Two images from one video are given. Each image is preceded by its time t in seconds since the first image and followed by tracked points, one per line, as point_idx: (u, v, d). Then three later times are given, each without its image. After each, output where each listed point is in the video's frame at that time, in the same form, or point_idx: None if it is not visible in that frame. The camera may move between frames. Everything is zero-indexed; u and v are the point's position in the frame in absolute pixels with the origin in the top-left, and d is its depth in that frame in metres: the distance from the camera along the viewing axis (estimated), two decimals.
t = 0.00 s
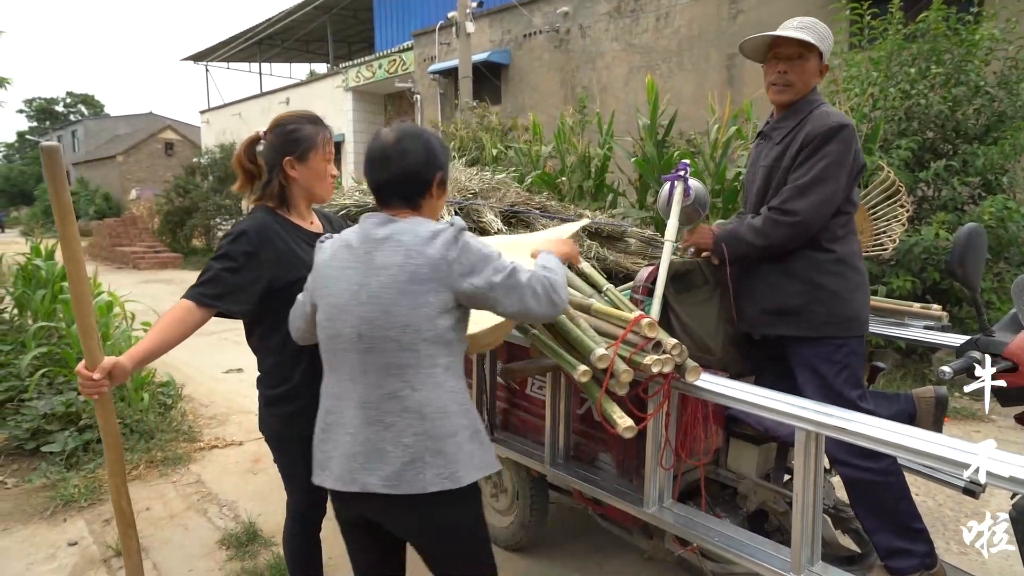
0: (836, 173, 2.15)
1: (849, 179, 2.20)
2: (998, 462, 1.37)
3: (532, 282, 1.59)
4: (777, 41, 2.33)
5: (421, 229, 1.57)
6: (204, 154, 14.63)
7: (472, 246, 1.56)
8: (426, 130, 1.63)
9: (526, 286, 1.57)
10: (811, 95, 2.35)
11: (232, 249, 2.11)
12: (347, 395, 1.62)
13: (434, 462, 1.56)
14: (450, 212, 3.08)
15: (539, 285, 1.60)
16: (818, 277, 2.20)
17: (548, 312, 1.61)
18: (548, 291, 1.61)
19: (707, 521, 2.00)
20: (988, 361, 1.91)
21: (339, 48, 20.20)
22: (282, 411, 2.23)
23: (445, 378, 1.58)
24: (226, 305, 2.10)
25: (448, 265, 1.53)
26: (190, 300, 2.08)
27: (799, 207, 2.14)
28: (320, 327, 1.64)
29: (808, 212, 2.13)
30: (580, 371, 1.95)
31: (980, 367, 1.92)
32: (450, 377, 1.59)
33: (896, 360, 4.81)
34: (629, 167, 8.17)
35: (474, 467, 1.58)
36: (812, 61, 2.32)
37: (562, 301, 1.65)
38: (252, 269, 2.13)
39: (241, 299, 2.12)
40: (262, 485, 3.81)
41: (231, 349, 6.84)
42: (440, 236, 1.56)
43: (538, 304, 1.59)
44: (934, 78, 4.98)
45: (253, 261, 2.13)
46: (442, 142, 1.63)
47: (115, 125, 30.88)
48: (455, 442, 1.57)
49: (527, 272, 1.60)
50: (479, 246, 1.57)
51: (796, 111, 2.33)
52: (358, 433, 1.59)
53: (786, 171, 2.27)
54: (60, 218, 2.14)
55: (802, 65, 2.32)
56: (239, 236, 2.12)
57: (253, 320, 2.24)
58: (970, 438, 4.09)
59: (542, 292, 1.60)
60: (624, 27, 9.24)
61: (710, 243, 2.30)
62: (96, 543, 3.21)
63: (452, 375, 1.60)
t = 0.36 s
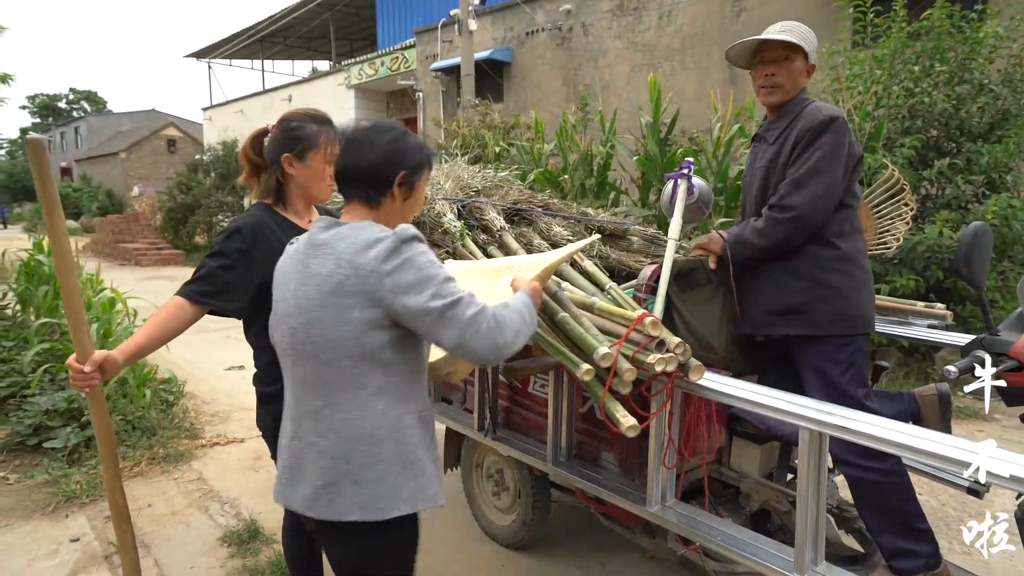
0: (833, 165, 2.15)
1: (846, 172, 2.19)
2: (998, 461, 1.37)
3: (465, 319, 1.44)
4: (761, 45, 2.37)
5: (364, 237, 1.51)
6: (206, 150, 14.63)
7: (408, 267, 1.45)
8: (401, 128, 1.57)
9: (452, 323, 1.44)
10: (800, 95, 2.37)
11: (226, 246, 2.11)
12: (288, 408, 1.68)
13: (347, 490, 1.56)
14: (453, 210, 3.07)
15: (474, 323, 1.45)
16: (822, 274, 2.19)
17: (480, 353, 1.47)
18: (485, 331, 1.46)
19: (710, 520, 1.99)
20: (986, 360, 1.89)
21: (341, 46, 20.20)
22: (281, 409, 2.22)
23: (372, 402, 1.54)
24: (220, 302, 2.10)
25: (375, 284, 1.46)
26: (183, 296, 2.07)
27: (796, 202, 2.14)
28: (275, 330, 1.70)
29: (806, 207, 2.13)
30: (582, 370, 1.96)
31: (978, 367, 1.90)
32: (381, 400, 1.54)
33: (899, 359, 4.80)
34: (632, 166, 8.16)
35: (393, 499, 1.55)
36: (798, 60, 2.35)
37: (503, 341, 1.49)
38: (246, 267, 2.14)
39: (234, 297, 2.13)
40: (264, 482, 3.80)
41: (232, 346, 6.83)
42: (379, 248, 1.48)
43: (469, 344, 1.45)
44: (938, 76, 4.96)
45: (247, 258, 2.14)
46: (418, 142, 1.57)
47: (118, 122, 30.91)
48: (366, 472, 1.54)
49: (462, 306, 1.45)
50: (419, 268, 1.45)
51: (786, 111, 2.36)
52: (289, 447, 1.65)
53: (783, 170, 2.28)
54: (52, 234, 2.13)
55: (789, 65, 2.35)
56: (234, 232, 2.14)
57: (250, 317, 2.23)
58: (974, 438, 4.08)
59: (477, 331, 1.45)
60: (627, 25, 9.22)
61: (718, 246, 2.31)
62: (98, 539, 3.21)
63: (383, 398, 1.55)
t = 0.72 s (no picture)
0: (830, 155, 2.16)
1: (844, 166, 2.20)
2: (995, 461, 1.36)
3: (348, 395, 1.16)
4: (756, 52, 2.47)
5: (283, 262, 1.28)
6: (208, 151, 14.64)
7: (304, 313, 1.20)
8: (376, 140, 1.35)
9: (334, 393, 1.17)
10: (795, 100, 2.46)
11: (227, 246, 2.23)
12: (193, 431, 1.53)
13: (217, 548, 1.39)
14: (456, 210, 3.07)
15: (358, 402, 1.16)
16: (827, 271, 2.20)
17: (361, 439, 1.17)
18: (370, 415, 1.15)
19: (713, 522, 1.98)
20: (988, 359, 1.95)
21: (344, 46, 20.21)
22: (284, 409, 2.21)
23: (262, 454, 1.34)
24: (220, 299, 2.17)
25: (271, 322, 1.23)
26: (184, 292, 2.11)
27: (794, 195, 2.15)
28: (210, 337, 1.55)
29: (804, 200, 2.14)
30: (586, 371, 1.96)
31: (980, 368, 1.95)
32: (274, 452, 1.35)
33: (903, 361, 4.79)
34: (635, 167, 8.15)
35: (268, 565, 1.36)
36: (790, 66, 2.45)
37: (398, 434, 1.17)
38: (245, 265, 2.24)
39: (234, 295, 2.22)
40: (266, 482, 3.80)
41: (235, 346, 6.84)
42: (289, 280, 1.24)
43: (348, 423, 1.17)
44: (943, 77, 4.95)
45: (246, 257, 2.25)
46: (394, 157, 1.34)
47: (121, 123, 30.97)
48: (241, 533, 1.36)
49: (351, 380, 1.16)
50: (319, 316, 1.19)
51: (782, 114, 2.43)
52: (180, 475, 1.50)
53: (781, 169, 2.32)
54: (47, 238, 1.91)
55: (781, 71, 2.45)
56: (234, 233, 2.27)
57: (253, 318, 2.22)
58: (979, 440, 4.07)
59: (359, 412, 1.16)
60: (630, 25, 9.21)
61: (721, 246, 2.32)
62: (101, 539, 3.21)
63: (280, 449, 1.34)
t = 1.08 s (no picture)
0: (847, 150, 2.18)
1: (861, 160, 2.21)
2: (1000, 458, 1.35)
3: (263, 425, 1.15)
4: (765, 55, 2.48)
5: (239, 260, 1.27)
6: (220, 149, 14.70)
7: (240, 322, 1.19)
8: (357, 133, 1.29)
9: (253, 418, 1.17)
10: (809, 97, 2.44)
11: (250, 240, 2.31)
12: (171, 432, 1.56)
13: (176, 550, 1.40)
14: (468, 208, 3.07)
15: (271, 436, 1.15)
16: (849, 266, 2.20)
17: (266, 475, 1.16)
18: (279, 456, 1.14)
19: (727, 522, 1.96)
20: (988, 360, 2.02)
21: (354, 45, 20.26)
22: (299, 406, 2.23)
23: (215, 460, 1.34)
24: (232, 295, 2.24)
25: (212, 323, 1.23)
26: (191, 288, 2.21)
27: (812, 189, 2.16)
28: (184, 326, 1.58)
29: (823, 193, 2.15)
30: (600, 369, 1.97)
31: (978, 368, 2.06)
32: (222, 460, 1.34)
33: (918, 361, 4.75)
34: (646, 166, 8.12)
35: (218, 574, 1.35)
36: (802, 65, 2.43)
37: (306, 485, 1.16)
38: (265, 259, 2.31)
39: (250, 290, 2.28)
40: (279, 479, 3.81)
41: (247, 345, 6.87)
42: (237, 282, 1.23)
43: (260, 454, 1.16)
44: (960, 73, 4.90)
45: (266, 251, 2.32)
46: (375, 153, 1.29)
47: (134, 122, 31.21)
48: (196, 540, 1.36)
49: (270, 410, 1.15)
50: (254, 330, 1.18)
51: (797, 113, 2.42)
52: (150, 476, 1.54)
53: (797, 165, 2.32)
54: (66, 241, 1.91)
55: (792, 71, 2.44)
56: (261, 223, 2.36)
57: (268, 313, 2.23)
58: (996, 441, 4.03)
59: (271, 446, 1.15)
60: (641, 23, 9.17)
61: (735, 244, 2.31)
62: (117, 533, 3.23)
63: (230, 455, 1.34)
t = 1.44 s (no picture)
0: (869, 148, 2.16)
1: (883, 156, 2.19)
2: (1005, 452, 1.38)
3: (255, 425, 1.18)
4: (784, 52, 2.46)
5: (230, 254, 1.28)
6: (235, 146, 14.79)
7: (230, 318, 1.20)
8: (380, 150, 1.31)
9: (244, 417, 1.19)
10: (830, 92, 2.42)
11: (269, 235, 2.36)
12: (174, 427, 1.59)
13: (176, 541, 1.43)
14: (482, 204, 3.07)
15: (263, 436, 1.18)
16: (868, 262, 2.20)
17: (258, 474, 1.20)
18: (271, 456, 1.17)
19: (741, 519, 1.95)
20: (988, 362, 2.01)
21: (367, 42, 20.32)
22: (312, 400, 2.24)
23: (208, 453, 1.36)
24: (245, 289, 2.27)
25: (202, 317, 1.25)
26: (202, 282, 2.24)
27: (834, 184, 2.15)
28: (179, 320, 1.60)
29: (844, 188, 2.13)
30: (615, 365, 1.97)
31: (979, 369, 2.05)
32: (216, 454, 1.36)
33: (935, 358, 4.70)
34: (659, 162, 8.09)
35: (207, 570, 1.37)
36: (822, 61, 2.41)
37: (299, 488, 1.19)
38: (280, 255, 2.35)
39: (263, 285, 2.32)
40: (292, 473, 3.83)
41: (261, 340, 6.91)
42: (226, 277, 1.24)
43: (253, 453, 1.19)
44: (980, 67, 4.84)
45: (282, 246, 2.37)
46: (394, 173, 1.31)
47: (150, 119, 31.47)
48: (191, 532, 1.39)
49: (260, 410, 1.18)
50: (244, 328, 1.20)
51: (818, 108, 2.39)
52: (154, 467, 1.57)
53: (819, 160, 2.31)
54: (86, 232, 1.94)
55: (812, 67, 2.42)
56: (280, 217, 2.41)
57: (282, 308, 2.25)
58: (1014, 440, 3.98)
59: (263, 445, 1.18)
60: (655, 17, 9.12)
61: (752, 240, 2.29)
62: (135, 525, 3.27)
63: (223, 449, 1.35)
